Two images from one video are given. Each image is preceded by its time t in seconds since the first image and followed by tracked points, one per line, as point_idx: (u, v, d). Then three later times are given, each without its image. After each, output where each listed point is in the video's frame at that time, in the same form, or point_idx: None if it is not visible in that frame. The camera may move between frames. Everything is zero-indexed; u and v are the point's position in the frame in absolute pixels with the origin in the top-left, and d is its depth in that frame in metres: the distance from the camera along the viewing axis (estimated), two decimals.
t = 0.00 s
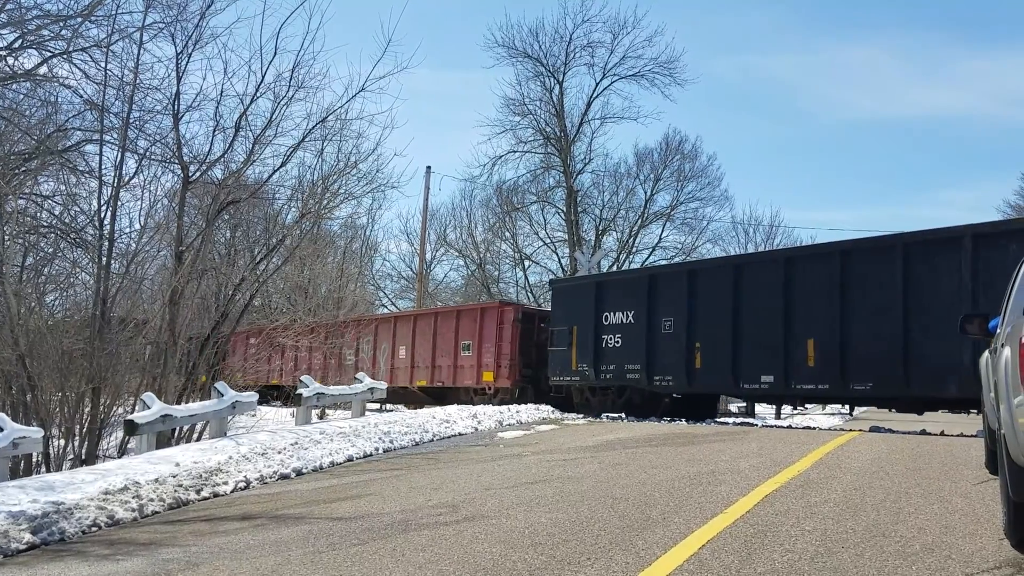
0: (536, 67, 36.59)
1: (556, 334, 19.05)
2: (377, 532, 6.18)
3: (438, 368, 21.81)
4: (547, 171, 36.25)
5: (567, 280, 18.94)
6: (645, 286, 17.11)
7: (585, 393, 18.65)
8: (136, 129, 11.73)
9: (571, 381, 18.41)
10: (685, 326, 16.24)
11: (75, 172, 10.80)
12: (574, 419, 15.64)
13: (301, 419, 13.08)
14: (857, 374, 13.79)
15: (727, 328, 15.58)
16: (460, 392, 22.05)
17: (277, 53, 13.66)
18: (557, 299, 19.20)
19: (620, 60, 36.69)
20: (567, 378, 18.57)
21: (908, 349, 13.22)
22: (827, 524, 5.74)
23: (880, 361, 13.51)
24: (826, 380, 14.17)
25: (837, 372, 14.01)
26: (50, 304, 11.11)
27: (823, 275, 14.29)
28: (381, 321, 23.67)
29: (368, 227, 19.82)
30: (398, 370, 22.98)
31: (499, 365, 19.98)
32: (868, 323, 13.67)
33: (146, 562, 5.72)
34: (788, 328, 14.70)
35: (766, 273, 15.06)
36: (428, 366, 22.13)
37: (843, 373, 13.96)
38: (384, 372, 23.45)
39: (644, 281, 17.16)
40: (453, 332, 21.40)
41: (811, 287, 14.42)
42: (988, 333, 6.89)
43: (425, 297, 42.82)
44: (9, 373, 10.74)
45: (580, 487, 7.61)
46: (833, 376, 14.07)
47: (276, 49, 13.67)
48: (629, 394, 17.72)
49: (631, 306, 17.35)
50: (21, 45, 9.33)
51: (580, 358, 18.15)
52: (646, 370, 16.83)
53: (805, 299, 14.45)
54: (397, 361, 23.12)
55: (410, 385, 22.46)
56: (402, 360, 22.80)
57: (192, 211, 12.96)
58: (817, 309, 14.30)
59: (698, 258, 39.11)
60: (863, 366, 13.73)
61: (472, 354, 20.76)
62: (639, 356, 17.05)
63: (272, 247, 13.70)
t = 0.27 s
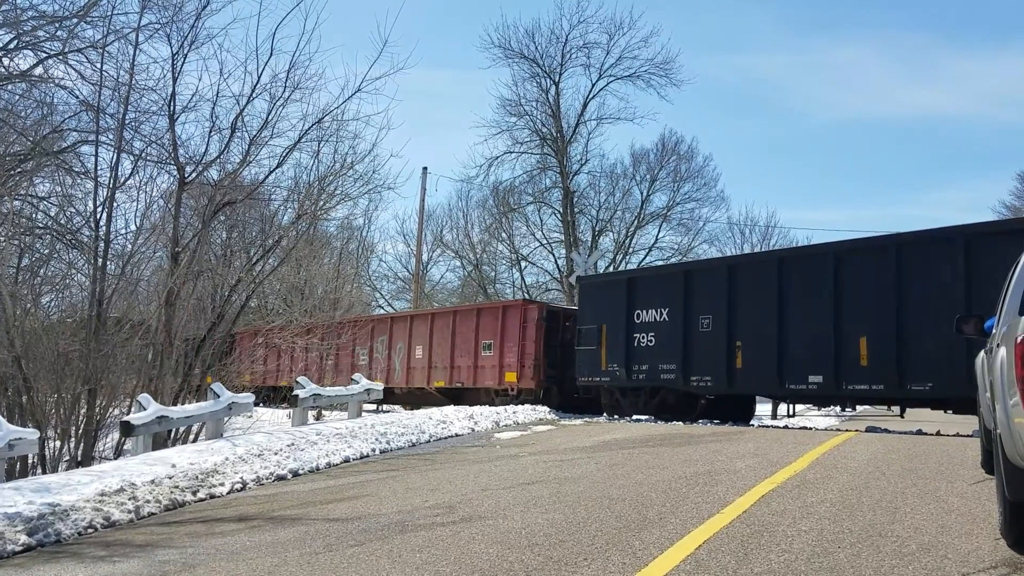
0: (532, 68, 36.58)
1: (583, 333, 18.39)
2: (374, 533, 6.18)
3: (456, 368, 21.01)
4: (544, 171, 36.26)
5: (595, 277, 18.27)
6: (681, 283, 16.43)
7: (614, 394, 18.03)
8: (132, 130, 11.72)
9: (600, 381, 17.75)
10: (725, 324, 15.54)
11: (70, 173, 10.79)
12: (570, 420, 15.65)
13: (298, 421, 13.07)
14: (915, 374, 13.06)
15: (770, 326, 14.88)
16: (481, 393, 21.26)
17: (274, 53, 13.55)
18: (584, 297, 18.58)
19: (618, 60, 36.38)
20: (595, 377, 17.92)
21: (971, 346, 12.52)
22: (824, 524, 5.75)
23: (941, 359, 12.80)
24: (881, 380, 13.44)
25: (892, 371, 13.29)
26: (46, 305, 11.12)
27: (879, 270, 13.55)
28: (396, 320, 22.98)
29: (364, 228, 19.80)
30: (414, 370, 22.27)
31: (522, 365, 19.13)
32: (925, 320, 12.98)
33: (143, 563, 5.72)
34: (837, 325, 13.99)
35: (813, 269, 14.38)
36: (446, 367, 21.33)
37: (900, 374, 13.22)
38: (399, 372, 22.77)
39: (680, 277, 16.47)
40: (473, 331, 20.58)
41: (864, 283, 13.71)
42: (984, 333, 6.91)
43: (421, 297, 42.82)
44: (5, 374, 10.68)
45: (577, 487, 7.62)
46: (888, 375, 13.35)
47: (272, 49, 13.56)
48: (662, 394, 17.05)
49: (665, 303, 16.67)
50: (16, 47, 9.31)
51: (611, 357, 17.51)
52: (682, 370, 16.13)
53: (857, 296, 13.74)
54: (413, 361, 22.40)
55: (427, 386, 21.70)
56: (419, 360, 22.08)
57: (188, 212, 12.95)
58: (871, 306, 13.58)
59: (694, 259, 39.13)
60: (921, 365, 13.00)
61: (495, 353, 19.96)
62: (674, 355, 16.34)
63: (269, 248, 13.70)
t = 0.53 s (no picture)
0: (531, 68, 36.60)
1: (615, 332, 17.92)
2: (373, 534, 6.18)
3: (478, 368, 20.75)
4: (542, 172, 36.27)
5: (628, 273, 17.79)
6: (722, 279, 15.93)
7: (649, 395, 17.54)
8: (129, 130, 11.70)
9: (634, 381, 17.30)
10: (771, 322, 15.04)
11: (68, 173, 10.78)
12: (569, 420, 15.64)
13: (296, 421, 13.06)
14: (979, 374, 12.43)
15: (820, 324, 14.40)
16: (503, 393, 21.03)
17: (272, 54, 13.59)
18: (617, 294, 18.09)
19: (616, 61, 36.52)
20: (628, 378, 17.45)
21: None
22: (821, 524, 5.76)
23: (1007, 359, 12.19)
24: (941, 381, 12.85)
25: (953, 372, 12.70)
26: (44, 306, 11.10)
27: (938, 265, 12.98)
28: (414, 319, 22.74)
29: (362, 228, 19.79)
30: (434, 370, 22.02)
31: (549, 365, 18.92)
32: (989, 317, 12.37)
33: (141, 564, 5.71)
34: (892, 322, 13.47)
35: (868, 262, 13.82)
36: (467, 367, 21.07)
37: (964, 375, 12.60)
38: (417, 372, 22.53)
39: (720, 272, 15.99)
40: (496, 330, 20.35)
41: (920, 278, 13.17)
42: (983, 334, 6.91)
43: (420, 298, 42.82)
44: (2, 375, 10.70)
45: (575, 488, 7.62)
46: (949, 376, 12.76)
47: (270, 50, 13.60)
48: (701, 395, 16.58)
49: (705, 301, 16.20)
50: (14, 46, 9.30)
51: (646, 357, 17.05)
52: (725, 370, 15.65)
53: (914, 291, 13.19)
54: (433, 360, 22.15)
55: (448, 386, 21.43)
56: (438, 360, 21.81)
57: (186, 212, 12.93)
58: (932, 302, 13.01)
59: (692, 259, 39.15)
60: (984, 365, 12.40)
61: (519, 352, 19.73)
62: (716, 354, 15.87)
63: (267, 249, 13.70)
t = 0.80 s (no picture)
0: (531, 68, 36.59)
1: (649, 331, 17.15)
2: (372, 534, 6.18)
3: (505, 368, 20.20)
4: (542, 172, 36.27)
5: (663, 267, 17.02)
6: (766, 274, 15.17)
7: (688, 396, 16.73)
8: (129, 130, 11.70)
9: (673, 382, 16.50)
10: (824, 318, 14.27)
11: (68, 173, 10.78)
12: (568, 420, 15.64)
13: (296, 421, 13.06)
14: None
15: (880, 320, 13.62)
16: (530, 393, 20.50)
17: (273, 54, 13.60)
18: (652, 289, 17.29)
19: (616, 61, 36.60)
20: (666, 377, 16.68)
21: None
22: (821, 524, 5.75)
23: None
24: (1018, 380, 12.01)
25: None
26: (44, 306, 11.09)
27: (1011, 256, 12.18)
28: (435, 316, 22.22)
29: (363, 228, 19.78)
30: (456, 370, 21.49)
31: (581, 364, 18.45)
32: None
33: (141, 564, 5.71)
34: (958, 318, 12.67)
35: (933, 255, 13.02)
36: (492, 366, 20.53)
37: None
38: (438, 371, 22.01)
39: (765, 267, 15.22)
40: (523, 328, 19.84)
41: (988, 271, 12.39)
42: (983, 334, 6.91)
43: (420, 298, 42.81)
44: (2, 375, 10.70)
45: (575, 488, 7.62)
46: None
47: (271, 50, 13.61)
48: (746, 396, 15.78)
49: (750, 296, 15.44)
50: (14, 46, 9.29)
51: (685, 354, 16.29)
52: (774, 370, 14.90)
53: (982, 285, 12.42)
54: (455, 360, 21.61)
55: (471, 386, 20.88)
56: (461, 359, 21.27)
57: (186, 212, 12.93)
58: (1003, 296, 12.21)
59: (692, 259, 39.14)
60: None
61: (548, 351, 19.22)
62: (763, 353, 15.12)
63: (267, 248, 13.70)
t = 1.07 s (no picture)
0: (530, 69, 36.60)
1: (689, 329, 16.78)
2: (372, 535, 6.18)
3: (532, 369, 19.54)
4: (541, 173, 36.28)
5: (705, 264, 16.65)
6: (817, 270, 14.87)
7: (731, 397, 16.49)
8: (129, 131, 11.70)
9: (715, 382, 16.20)
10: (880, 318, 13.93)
11: (67, 175, 10.79)
12: (568, 422, 15.63)
13: (295, 422, 13.05)
14: None
15: (941, 318, 13.23)
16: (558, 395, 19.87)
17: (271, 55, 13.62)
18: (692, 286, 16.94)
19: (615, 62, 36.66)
20: (709, 378, 16.35)
21: None
22: (821, 525, 5.76)
23: None
24: None
25: None
26: (43, 307, 11.08)
27: None
28: (457, 315, 21.64)
29: (362, 229, 19.78)
30: (479, 370, 20.88)
31: (613, 363, 17.81)
32: None
33: (140, 565, 5.71)
34: None
35: (996, 250, 12.66)
36: (517, 366, 19.91)
37: None
38: (460, 372, 21.42)
39: (819, 263, 14.87)
40: (551, 327, 19.19)
41: None
42: (982, 334, 6.92)
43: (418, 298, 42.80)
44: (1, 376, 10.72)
45: (575, 489, 7.62)
46: None
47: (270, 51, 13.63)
48: (793, 398, 15.60)
49: (799, 293, 15.13)
50: (13, 48, 9.29)
51: (726, 355, 16.03)
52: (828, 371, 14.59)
53: None
54: (478, 360, 21.01)
55: (496, 387, 20.27)
56: (485, 359, 20.66)
57: (185, 213, 12.93)
58: None
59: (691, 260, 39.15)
60: None
61: (578, 351, 18.59)
62: (815, 353, 14.81)
63: (266, 250, 13.69)
